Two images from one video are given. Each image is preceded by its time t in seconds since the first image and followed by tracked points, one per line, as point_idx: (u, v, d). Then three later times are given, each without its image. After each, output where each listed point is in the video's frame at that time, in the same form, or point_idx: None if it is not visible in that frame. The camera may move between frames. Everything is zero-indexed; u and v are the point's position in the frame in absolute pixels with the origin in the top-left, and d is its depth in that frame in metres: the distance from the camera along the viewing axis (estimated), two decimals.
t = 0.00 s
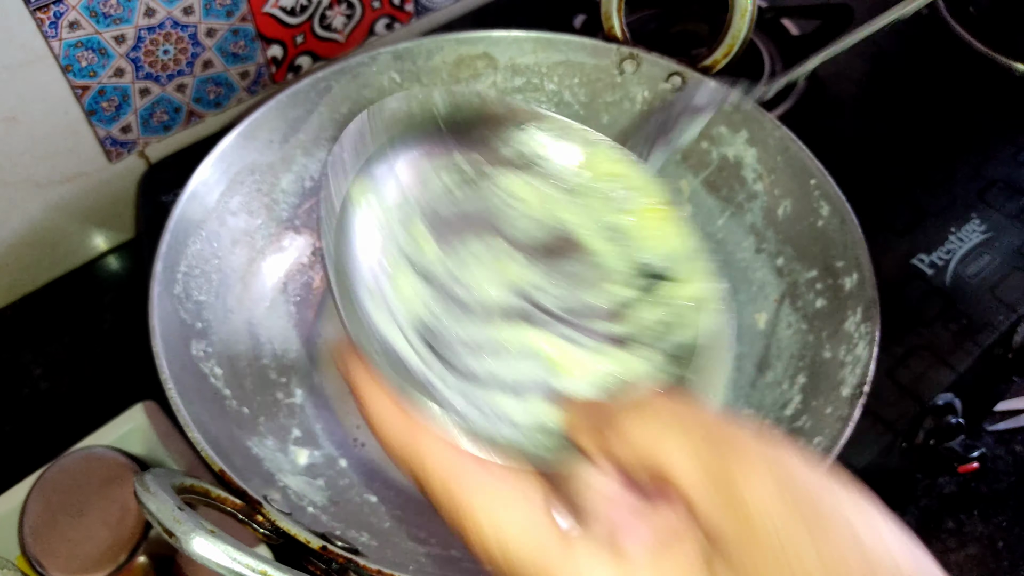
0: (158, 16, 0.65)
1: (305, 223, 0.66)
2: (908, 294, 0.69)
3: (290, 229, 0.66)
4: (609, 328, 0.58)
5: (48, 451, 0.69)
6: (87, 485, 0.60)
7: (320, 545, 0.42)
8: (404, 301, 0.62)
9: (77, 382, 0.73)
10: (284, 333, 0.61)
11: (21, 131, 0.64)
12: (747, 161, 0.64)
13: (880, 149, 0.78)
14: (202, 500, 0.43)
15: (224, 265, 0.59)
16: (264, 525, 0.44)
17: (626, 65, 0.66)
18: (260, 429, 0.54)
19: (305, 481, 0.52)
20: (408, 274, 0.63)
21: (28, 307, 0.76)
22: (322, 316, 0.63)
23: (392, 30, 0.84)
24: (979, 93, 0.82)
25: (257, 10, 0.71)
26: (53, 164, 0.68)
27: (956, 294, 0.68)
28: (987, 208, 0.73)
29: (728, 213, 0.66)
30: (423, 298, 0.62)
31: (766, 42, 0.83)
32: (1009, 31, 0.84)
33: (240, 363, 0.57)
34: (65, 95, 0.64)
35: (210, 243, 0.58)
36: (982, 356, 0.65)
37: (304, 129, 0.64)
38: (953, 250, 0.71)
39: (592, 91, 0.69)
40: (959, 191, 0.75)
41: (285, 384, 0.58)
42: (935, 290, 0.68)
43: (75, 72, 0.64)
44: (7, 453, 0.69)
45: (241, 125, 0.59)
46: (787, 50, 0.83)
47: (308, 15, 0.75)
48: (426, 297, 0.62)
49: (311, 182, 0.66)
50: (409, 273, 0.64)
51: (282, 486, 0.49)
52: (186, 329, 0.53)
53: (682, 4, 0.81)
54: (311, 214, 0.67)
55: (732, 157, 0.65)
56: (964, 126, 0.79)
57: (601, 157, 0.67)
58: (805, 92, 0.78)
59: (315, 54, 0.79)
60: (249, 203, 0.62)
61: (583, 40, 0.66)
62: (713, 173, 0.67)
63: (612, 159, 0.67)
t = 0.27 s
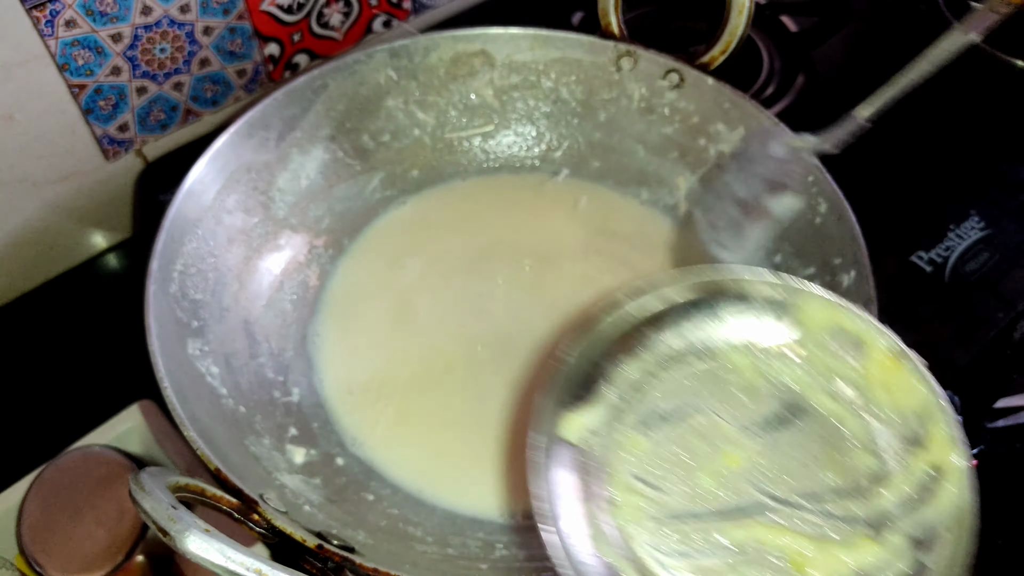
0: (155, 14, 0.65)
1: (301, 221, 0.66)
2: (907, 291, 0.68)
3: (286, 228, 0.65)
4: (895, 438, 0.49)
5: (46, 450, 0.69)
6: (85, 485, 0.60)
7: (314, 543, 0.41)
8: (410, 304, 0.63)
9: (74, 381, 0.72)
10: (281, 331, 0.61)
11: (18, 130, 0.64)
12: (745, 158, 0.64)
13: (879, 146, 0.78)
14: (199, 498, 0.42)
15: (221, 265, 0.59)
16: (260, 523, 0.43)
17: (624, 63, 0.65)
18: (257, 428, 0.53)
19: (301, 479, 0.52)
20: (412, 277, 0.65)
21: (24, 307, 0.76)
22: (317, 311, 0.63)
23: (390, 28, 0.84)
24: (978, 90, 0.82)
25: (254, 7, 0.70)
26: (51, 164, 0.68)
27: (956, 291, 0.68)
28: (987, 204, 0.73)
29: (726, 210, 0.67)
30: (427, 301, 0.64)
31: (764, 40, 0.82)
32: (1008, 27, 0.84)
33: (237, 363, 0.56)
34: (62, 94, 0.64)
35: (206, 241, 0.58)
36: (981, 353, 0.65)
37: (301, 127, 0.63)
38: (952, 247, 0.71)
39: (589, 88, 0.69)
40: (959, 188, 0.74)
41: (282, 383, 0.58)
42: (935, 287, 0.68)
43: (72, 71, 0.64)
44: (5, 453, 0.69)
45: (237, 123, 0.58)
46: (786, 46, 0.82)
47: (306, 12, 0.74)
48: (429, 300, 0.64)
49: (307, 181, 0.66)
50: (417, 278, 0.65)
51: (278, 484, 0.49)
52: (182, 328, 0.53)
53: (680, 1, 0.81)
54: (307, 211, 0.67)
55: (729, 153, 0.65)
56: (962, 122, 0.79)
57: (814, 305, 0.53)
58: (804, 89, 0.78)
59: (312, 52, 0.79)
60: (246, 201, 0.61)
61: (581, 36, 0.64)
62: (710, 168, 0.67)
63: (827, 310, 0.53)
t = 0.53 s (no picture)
0: (148, 12, 0.65)
1: (294, 219, 0.66)
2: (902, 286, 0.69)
3: (279, 225, 0.65)
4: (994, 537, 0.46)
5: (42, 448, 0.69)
6: (80, 484, 0.59)
7: (304, 540, 0.41)
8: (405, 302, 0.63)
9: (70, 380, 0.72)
10: (273, 330, 0.61)
11: (11, 129, 0.64)
12: (738, 154, 0.64)
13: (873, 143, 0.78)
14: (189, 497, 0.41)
15: (213, 262, 0.59)
16: (250, 521, 0.43)
17: (618, 59, 0.65)
18: (249, 426, 0.53)
19: (293, 477, 0.52)
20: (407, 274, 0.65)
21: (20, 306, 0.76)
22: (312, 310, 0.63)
23: (385, 25, 0.83)
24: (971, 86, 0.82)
25: (247, 5, 0.70)
26: (45, 163, 0.68)
27: (952, 287, 0.68)
28: (985, 201, 0.72)
29: (718, 206, 0.68)
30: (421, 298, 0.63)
31: (760, 36, 0.81)
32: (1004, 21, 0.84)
33: (229, 362, 0.56)
34: (55, 92, 0.64)
35: (198, 239, 0.58)
36: (977, 348, 0.65)
37: (293, 125, 0.63)
38: (947, 242, 0.70)
39: (583, 85, 0.69)
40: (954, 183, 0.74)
41: (275, 380, 0.58)
42: (930, 282, 0.68)
43: (65, 70, 0.63)
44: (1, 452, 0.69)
45: (228, 121, 0.58)
46: (781, 43, 0.81)
47: (299, 10, 0.74)
48: (423, 295, 0.64)
49: (301, 178, 0.66)
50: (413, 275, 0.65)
51: (270, 482, 0.49)
52: (174, 326, 0.53)
53: None
54: (300, 209, 0.66)
55: (722, 149, 0.65)
56: (958, 118, 0.79)
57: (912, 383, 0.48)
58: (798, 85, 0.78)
59: (307, 50, 0.79)
60: (238, 199, 0.61)
61: (575, 33, 0.64)
62: (705, 165, 0.67)
63: (929, 386, 0.48)
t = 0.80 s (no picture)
0: (140, 13, 0.65)
1: (286, 219, 0.67)
2: (892, 282, 0.69)
3: (271, 226, 0.65)
4: None
5: (38, 449, 0.70)
6: (76, 484, 0.60)
7: (295, 540, 0.42)
8: (382, 310, 0.63)
9: (66, 381, 0.72)
10: (264, 330, 0.62)
11: (3, 130, 0.64)
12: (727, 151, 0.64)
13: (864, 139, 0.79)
14: (179, 499, 0.41)
15: (205, 264, 0.59)
16: (241, 522, 0.43)
17: (607, 57, 0.65)
18: (241, 426, 0.53)
19: (285, 476, 0.52)
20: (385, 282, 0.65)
21: (17, 307, 0.76)
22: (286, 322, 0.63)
23: (377, 25, 0.84)
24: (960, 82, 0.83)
25: (239, 5, 0.70)
26: (39, 164, 0.68)
27: (942, 282, 0.68)
28: (974, 194, 0.73)
29: (709, 203, 0.67)
30: (399, 306, 0.64)
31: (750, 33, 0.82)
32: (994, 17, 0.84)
33: (221, 364, 0.56)
34: (48, 94, 0.64)
35: (190, 240, 0.58)
36: (968, 343, 0.65)
37: (285, 125, 0.63)
38: (938, 237, 0.71)
39: (574, 83, 0.69)
40: (945, 179, 0.75)
41: (268, 381, 0.59)
42: (920, 278, 0.69)
43: (57, 71, 0.64)
44: None
45: (219, 122, 0.58)
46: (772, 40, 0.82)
47: (291, 10, 0.74)
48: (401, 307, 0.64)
49: (292, 179, 0.66)
50: (393, 283, 0.65)
51: (261, 482, 0.49)
52: (166, 327, 0.53)
53: None
54: (292, 209, 0.67)
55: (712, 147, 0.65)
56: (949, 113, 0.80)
57: None
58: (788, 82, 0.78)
59: (300, 50, 0.79)
60: (230, 200, 0.61)
61: (565, 32, 0.64)
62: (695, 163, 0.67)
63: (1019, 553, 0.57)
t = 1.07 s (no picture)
0: (136, 11, 0.65)
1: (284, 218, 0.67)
2: (892, 278, 0.69)
3: (267, 224, 0.66)
4: None
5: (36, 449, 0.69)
6: (74, 484, 0.60)
7: (291, 543, 0.41)
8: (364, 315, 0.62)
9: (64, 380, 0.72)
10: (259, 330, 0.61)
11: None
12: (726, 148, 0.63)
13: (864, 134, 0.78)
14: (174, 502, 0.41)
15: (201, 263, 0.59)
16: (237, 525, 0.42)
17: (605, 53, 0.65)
18: (238, 426, 0.53)
19: (283, 477, 0.51)
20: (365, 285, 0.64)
21: (16, 306, 0.76)
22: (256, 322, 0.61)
23: (375, 21, 0.83)
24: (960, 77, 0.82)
25: (236, 3, 0.70)
26: (35, 163, 0.68)
27: (942, 278, 0.68)
28: (973, 189, 0.73)
29: (708, 200, 0.67)
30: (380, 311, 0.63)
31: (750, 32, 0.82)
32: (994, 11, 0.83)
33: (218, 365, 0.56)
34: (44, 92, 0.64)
35: (186, 240, 0.57)
36: (969, 339, 0.65)
37: (281, 123, 0.63)
38: (938, 233, 0.71)
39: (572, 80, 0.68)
40: (945, 174, 0.74)
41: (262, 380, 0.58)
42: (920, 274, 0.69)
43: (53, 70, 0.63)
44: None
45: (215, 120, 0.58)
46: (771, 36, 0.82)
47: (289, 7, 0.74)
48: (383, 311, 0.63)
49: (289, 177, 0.66)
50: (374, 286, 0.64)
51: (259, 483, 0.48)
52: (162, 327, 0.53)
53: None
54: (292, 208, 0.67)
55: (711, 143, 0.65)
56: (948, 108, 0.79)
57: None
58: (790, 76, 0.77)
59: (298, 47, 0.78)
60: (226, 198, 0.61)
61: (563, 29, 0.64)
62: (694, 160, 0.67)
63: None
